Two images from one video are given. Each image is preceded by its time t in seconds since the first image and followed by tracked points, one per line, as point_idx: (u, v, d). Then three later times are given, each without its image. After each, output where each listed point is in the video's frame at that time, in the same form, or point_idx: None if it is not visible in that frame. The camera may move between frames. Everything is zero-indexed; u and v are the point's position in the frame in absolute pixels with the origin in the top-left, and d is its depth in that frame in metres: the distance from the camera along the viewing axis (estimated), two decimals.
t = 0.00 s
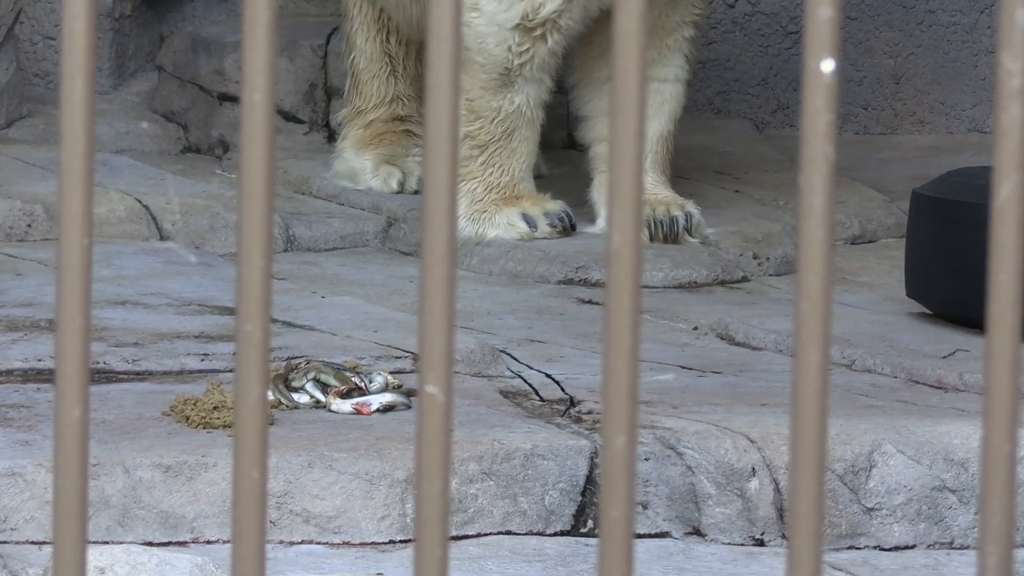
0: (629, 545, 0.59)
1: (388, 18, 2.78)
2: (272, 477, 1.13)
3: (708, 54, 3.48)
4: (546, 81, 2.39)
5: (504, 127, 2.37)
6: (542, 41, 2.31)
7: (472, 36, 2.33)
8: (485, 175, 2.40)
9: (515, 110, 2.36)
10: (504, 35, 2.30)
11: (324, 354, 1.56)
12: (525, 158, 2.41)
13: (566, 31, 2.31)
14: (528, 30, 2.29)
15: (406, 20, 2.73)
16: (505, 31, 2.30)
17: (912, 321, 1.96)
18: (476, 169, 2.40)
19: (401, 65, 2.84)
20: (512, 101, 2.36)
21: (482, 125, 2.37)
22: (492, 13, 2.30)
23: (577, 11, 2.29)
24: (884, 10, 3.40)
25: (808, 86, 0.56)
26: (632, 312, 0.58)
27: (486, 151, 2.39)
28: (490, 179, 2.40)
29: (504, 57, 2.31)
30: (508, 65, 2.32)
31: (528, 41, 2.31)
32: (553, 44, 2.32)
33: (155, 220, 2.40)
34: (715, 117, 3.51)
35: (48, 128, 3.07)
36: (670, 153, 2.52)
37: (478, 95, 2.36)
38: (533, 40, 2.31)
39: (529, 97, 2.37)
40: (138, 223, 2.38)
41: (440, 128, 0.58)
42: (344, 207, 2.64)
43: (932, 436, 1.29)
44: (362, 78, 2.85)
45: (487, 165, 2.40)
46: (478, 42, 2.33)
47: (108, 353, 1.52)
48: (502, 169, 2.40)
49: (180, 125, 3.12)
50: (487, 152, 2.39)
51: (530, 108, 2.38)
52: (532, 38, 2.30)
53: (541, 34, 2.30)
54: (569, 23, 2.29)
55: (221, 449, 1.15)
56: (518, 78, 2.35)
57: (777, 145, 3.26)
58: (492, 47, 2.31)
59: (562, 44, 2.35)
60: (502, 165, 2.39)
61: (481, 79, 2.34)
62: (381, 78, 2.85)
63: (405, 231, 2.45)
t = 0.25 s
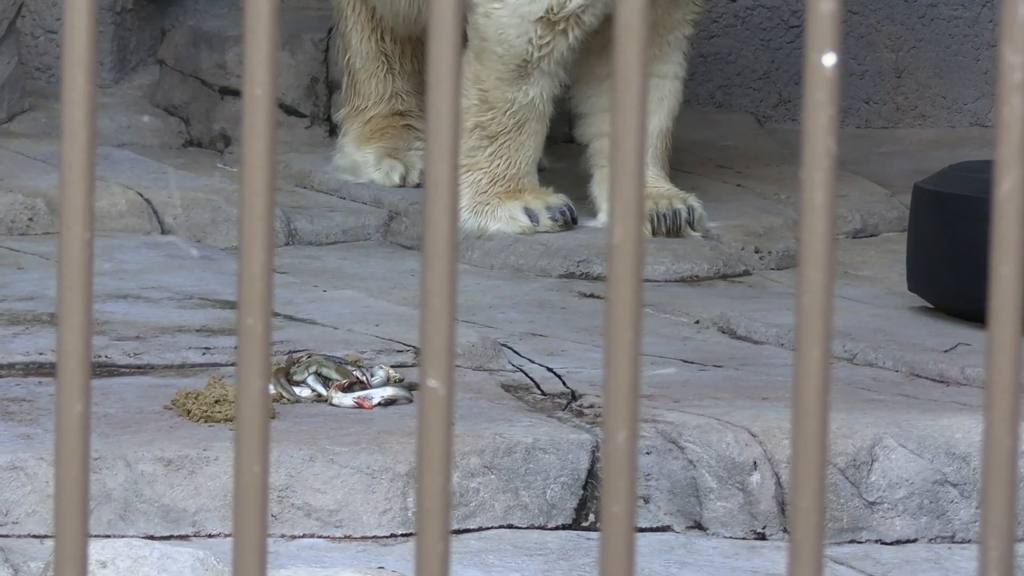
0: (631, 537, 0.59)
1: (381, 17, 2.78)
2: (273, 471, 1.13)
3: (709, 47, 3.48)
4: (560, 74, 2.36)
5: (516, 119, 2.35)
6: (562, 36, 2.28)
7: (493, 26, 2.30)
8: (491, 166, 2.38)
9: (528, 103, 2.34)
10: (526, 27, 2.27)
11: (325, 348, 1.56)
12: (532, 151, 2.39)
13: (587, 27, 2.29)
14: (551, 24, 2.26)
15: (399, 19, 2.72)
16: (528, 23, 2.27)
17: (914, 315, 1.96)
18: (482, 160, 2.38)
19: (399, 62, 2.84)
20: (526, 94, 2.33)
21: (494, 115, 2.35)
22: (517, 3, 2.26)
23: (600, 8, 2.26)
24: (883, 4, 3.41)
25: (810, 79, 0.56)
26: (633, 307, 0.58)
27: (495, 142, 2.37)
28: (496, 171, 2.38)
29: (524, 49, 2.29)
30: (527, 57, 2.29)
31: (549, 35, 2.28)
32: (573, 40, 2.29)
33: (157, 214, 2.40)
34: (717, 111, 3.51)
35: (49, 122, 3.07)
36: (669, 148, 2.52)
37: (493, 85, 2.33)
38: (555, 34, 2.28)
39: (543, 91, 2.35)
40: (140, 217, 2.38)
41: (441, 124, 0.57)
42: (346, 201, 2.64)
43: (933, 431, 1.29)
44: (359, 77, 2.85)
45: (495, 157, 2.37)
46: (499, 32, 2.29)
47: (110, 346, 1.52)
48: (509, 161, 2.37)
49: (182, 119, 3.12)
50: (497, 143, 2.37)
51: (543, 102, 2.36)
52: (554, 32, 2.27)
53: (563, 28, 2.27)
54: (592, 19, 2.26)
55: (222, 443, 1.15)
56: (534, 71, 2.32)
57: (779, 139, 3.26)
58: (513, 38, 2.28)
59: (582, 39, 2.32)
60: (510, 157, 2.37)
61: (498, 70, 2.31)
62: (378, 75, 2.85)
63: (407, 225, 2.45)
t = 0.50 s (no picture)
0: (633, 532, 0.59)
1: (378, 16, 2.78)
2: (275, 466, 1.13)
3: (711, 42, 3.48)
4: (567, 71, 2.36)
5: (521, 113, 2.35)
6: (572, 32, 2.28)
7: (502, 21, 2.30)
8: (494, 161, 2.37)
9: (534, 98, 2.34)
10: (536, 22, 2.27)
11: (327, 343, 1.56)
12: (536, 146, 2.39)
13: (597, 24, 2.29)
14: (561, 20, 2.26)
15: (398, 18, 2.72)
16: (538, 18, 2.27)
17: (915, 310, 1.96)
18: (485, 154, 2.37)
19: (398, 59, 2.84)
20: (532, 88, 2.33)
21: (500, 109, 2.34)
22: None
23: (610, 5, 2.26)
24: None
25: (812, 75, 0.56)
26: (635, 303, 0.58)
27: (499, 136, 2.36)
28: (499, 165, 2.37)
29: (532, 44, 2.29)
30: (536, 51, 2.29)
31: (558, 31, 2.28)
32: (581, 36, 2.29)
33: (158, 209, 2.40)
34: (718, 106, 3.50)
35: (51, 117, 3.07)
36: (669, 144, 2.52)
37: (499, 80, 2.33)
38: (564, 30, 2.28)
39: (549, 86, 2.35)
40: (141, 212, 2.37)
41: (443, 121, 0.57)
42: (348, 196, 2.64)
43: (934, 426, 1.29)
44: (358, 75, 2.85)
45: (498, 152, 2.37)
46: (508, 26, 2.29)
47: (111, 341, 1.52)
48: (513, 156, 2.37)
49: (184, 114, 3.12)
50: (500, 138, 2.36)
51: (548, 97, 2.36)
52: (564, 28, 2.27)
53: (572, 25, 2.27)
54: (602, 16, 2.27)
55: (224, 438, 1.15)
56: (541, 66, 2.32)
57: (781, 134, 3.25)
58: (522, 33, 2.28)
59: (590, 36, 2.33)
60: (513, 152, 2.37)
61: (505, 64, 2.31)
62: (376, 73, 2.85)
63: (408, 219, 2.44)
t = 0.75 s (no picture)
0: (633, 532, 0.59)
1: (378, 15, 2.78)
2: (276, 466, 1.13)
3: (712, 41, 3.48)
4: (567, 72, 2.36)
5: (522, 113, 2.35)
6: (571, 33, 2.28)
7: (502, 21, 2.30)
8: (494, 161, 2.37)
9: (534, 98, 2.34)
10: (536, 23, 2.27)
11: (327, 342, 1.55)
12: (536, 146, 2.39)
13: (597, 25, 2.29)
14: (561, 21, 2.26)
15: (398, 18, 2.72)
16: (538, 19, 2.27)
17: (916, 309, 1.96)
18: (485, 154, 2.37)
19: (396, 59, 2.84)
20: (533, 88, 2.33)
21: (500, 109, 2.34)
22: None
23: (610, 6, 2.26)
24: None
25: (812, 76, 0.56)
26: (635, 302, 0.58)
27: (499, 136, 2.36)
28: (499, 165, 2.37)
29: (533, 44, 2.29)
30: (536, 51, 2.29)
31: (558, 31, 2.28)
32: (582, 37, 2.29)
33: (159, 208, 2.40)
34: (719, 105, 3.50)
35: (51, 116, 3.07)
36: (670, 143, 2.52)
37: (499, 79, 2.33)
38: (565, 30, 2.28)
39: (549, 86, 2.35)
40: (142, 211, 2.38)
41: (443, 120, 0.57)
42: (348, 195, 2.64)
43: (935, 425, 1.29)
44: (358, 74, 2.85)
45: (498, 151, 2.37)
46: (508, 26, 2.29)
47: (112, 341, 1.52)
48: (513, 156, 2.37)
49: (184, 113, 3.12)
50: (501, 137, 2.36)
51: (548, 97, 2.36)
52: (564, 28, 2.27)
53: (573, 25, 2.27)
54: (602, 17, 2.27)
55: (225, 438, 1.15)
56: (541, 65, 2.32)
57: (781, 133, 3.25)
58: (522, 33, 2.28)
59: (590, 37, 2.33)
60: (513, 151, 2.37)
61: (505, 64, 2.31)
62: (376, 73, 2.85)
63: (409, 219, 2.44)
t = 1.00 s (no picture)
0: (634, 532, 0.59)
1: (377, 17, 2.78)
2: (277, 467, 1.13)
3: (713, 43, 3.48)
4: (565, 74, 2.36)
5: (520, 115, 2.35)
6: (567, 36, 2.28)
7: (498, 24, 2.30)
8: (494, 163, 2.37)
9: (533, 100, 2.34)
10: (533, 26, 2.27)
11: (328, 344, 1.55)
12: (536, 148, 2.39)
13: (592, 28, 2.29)
14: (556, 24, 2.26)
15: (398, 21, 2.72)
16: (534, 22, 2.27)
17: (918, 311, 1.96)
18: (485, 156, 2.37)
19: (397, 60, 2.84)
20: (530, 90, 2.33)
21: (499, 111, 2.34)
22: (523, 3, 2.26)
23: (606, 9, 2.26)
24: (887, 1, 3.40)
25: (814, 77, 0.56)
26: (636, 303, 0.58)
27: (498, 138, 2.36)
28: (499, 167, 2.37)
29: (530, 47, 2.29)
30: (532, 54, 2.29)
31: (555, 34, 2.28)
32: (579, 39, 2.29)
33: (160, 210, 2.40)
34: (721, 107, 3.51)
35: (52, 118, 3.08)
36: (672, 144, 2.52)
37: (497, 82, 2.33)
38: (561, 33, 2.28)
39: (547, 88, 2.34)
40: (143, 213, 2.38)
41: (445, 120, 0.57)
42: (349, 197, 2.64)
43: (936, 427, 1.29)
44: (359, 76, 2.85)
45: (498, 154, 2.37)
46: (504, 29, 2.29)
47: (113, 343, 1.52)
48: (512, 158, 2.37)
49: (185, 115, 3.12)
50: (500, 140, 2.36)
51: (547, 99, 2.36)
52: (561, 31, 2.27)
53: (569, 28, 2.27)
54: (598, 20, 2.27)
55: (226, 440, 1.15)
56: (539, 68, 2.32)
57: (783, 135, 3.25)
58: (519, 36, 2.28)
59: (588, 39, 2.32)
60: (512, 154, 2.37)
61: (503, 67, 2.31)
62: (377, 75, 2.85)
63: (410, 220, 2.44)
